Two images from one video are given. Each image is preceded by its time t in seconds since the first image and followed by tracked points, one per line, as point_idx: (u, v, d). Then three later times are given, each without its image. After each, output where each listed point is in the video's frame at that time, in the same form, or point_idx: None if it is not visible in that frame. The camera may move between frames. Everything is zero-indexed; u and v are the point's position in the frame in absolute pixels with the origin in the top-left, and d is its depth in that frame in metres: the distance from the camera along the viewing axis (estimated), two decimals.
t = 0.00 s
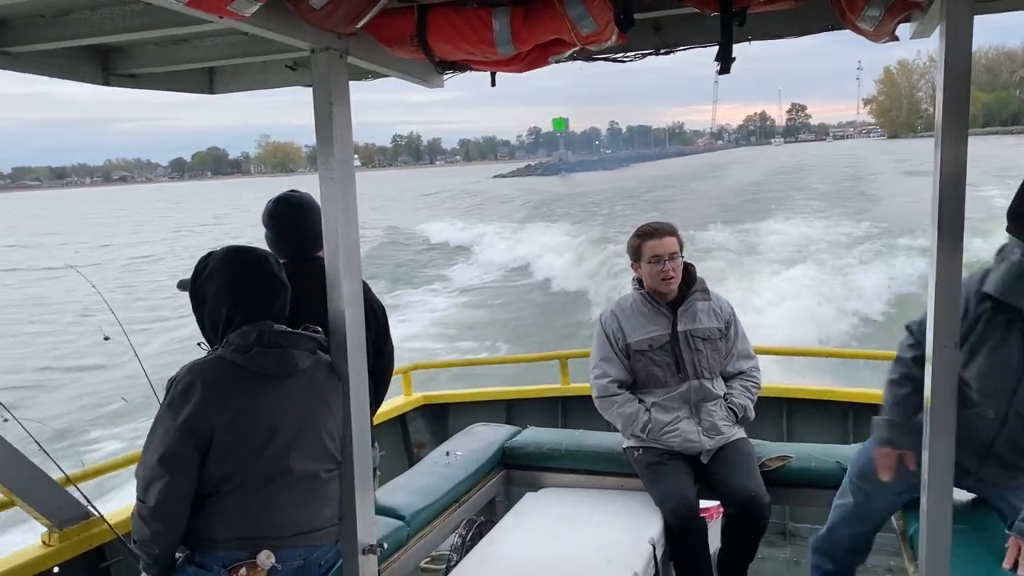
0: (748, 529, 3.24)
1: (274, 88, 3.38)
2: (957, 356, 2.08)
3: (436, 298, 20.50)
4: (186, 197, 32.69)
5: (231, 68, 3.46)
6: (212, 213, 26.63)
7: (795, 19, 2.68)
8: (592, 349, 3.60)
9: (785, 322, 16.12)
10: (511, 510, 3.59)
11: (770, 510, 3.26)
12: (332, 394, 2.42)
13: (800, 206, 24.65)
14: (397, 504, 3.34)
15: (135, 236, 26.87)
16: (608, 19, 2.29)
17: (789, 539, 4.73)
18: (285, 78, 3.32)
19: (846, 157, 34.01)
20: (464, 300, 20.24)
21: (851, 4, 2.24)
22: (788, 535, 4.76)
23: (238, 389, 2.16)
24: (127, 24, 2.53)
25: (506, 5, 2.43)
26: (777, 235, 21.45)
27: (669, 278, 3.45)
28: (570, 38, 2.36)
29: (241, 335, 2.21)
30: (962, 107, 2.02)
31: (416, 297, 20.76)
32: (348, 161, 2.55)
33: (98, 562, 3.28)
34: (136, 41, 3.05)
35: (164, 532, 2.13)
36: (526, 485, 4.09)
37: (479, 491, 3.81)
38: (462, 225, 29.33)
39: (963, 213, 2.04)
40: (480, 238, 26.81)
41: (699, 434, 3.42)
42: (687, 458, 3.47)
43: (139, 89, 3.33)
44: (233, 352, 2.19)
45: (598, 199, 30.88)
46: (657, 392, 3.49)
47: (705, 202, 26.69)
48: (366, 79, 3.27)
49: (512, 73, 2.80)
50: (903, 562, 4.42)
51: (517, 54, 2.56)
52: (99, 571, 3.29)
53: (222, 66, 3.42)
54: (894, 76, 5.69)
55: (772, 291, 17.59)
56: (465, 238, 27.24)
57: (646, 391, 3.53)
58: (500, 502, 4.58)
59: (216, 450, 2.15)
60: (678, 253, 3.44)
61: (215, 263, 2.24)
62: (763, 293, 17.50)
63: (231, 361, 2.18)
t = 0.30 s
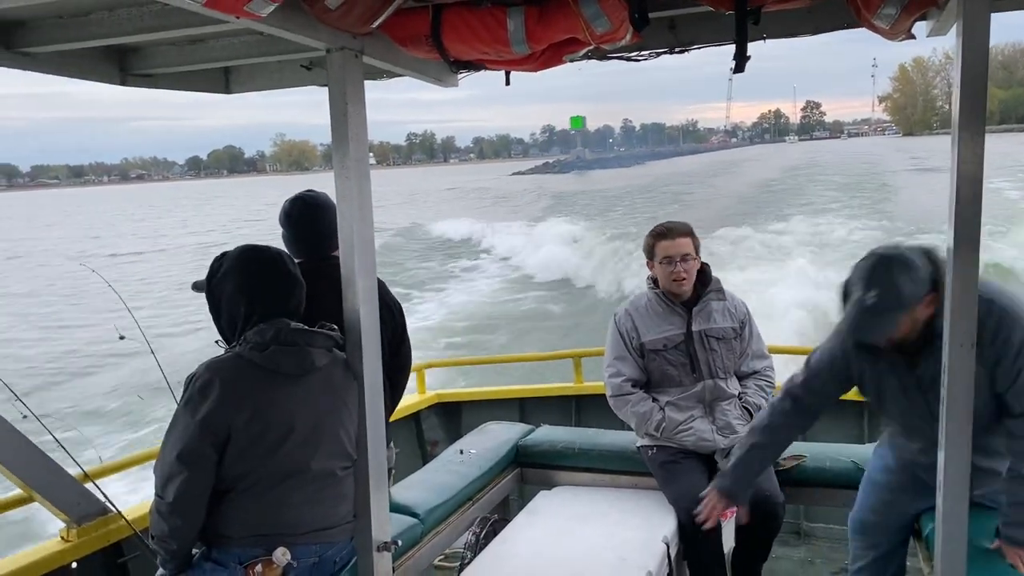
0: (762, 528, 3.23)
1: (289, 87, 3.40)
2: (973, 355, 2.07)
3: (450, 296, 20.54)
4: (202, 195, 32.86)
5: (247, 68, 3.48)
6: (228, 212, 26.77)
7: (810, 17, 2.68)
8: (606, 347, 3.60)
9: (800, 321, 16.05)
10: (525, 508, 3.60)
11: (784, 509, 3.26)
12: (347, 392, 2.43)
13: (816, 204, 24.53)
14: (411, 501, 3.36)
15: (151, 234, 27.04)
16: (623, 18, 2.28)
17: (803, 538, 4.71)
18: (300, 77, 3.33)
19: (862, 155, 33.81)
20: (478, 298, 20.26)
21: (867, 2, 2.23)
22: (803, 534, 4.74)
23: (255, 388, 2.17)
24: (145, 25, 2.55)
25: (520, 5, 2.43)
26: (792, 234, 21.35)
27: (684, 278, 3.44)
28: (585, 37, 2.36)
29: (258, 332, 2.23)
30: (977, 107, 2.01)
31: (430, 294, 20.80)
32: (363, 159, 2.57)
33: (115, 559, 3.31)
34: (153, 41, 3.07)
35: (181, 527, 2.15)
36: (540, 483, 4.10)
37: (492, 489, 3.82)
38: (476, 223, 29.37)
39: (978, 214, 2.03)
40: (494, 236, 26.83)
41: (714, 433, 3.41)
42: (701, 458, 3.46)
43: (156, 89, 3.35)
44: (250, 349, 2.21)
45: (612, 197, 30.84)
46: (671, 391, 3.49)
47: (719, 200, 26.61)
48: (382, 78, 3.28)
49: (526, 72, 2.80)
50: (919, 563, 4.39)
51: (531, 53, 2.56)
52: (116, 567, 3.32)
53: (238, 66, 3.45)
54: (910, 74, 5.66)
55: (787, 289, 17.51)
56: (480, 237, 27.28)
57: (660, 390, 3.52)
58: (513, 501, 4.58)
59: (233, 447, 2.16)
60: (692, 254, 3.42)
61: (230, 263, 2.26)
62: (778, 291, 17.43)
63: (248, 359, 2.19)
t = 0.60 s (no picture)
0: (774, 533, 3.21)
1: (303, 88, 3.40)
2: (989, 361, 2.05)
3: (464, 297, 20.56)
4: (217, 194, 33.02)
5: (261, 68, 3.49)
6: (244, 212, 26.90)
7: (825, 19, 2.66)
8: (620, 349, 3.58)
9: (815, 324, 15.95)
10: (536, 511, 3.59)
11: (797, 514, 3.24)
12: (359, 392, 2.44)
13: (831, 208, 24.40)
14: (422, 502, 3.36)
15: (168, 233, 27.21)
16: (637, 19, 2.27)
17: (816, 544, 4.68)
18: (314, 78, 3.33)
19: (878, 158, 33.64)
20: (491, 299, 20.26)
21: (884, 3, 2.21)
22: (815, 539, 4.70)
23: (269, 386, 2.17)
24: (161, 25, 2.57)
25: (533, 6, 2.43)
26: (807, 237, 21.24)
27: (697, 280, 3.42)
28: (598, 38, 2.35)
29: (273, 330, 2.23)
30: (994, 107, 1.99)
31: (443, 295, 20.82)
32: (376, 159, 2.57)
33: (127, 556, 3.32)
34: (169, 41, 3.08)
35: (194, 524, 2.15)
36: (551, 485, 4.09)
37: (503, 491, 3.81)
38: (490, 225, 29.38)
39: (996, 218, 2.00)
40: (508, 238, 26.83)
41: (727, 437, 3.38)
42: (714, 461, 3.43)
43: (171, 90, 3.37)
44: (266, 347, 2.21)
45: (627, 199, 30.79)
46: (684, 394, 3.46)
47: (734, 202, 26.51)
48: (396, 79, 3.28)
49: (539, 74, 2.79)
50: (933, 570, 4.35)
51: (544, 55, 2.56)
52: (128, 565, 3.34)
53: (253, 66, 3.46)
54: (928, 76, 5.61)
55: (802, 293, 17.42)
56: (494, 238, 27.30)
57: (673, 393, 3.49)
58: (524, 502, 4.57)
59: (246, 447, 2.17)
60: (701, 258, 3.39)
61: (237, 262, 2.26)
62: (792, 294, 17.35)
63: (265, 356, 2.19)
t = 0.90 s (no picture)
0: (792, 538, 3.19)
1: (326, 92, 3.43)
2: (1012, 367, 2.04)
3: (481, 301, 20.61)
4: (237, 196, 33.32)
5: (285, 72, 3.53)
6: (265, 214, 27.09)
7: (848, 25, 2.66)
8: (640, 352, 3.58)
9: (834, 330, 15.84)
10: (553, 514, 3.60)
11: (815, 520, 3.22)
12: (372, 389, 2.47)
13: (852, 214, 24.25)
14: (439, 502, 3.38)
15: (190, 234, 27.45)
16: (658, 24, 2.29)
17: (834, 550, 4.66)
18: (337, 83, 3.35)
19: (900, 165, 33.41)
20: (510, 303, 20.28)
21: (905, 8, 2.21)
22: (834, 546, 4.68)
23: (291, 381, 2.20)
24: (189, 28, 2.61)
25: (555, 10, 2.44)
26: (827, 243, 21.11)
27: (712, 287, 3.41)
28: (620, 42, 2.37)
29: (289, 329, 2.25)
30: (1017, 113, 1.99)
31: (461, 298, 20.87)
32: (399, 163, 2.59)
33: (149, 552, 3.36)
34: (196, 45, 3.12)
35: (218, 525, 2.18)
36: (568, 488, 4.10)
37: (521, 493, 3.83)
38: (509, 229, 29.42)
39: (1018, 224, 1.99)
40: (526, 242, 26.87)
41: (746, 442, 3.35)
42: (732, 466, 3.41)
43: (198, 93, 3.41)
44: (283, 345, 2.23)
45: (646, 204, 30.75)
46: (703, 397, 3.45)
47: (753, 208, 26.41)
48: (417, 83, 3.32)
49: (560, 78, 2.81)
50: None
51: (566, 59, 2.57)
52: (151, 562, 3.38)
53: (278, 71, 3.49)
54: (951, 82, 5.58)
55: (822, 299, 17.31)
56: (511, 242, 27.35)
57: (692, 398, 3.47)
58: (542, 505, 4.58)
59: (269, 446, 2.20)
60: (714, 265, 3.37)
61: (251, 262, 2.27)
62: (812, 301, 17.25)
63: (283, 355, 2.21)
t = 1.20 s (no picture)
0: (814, 546, 3.16)
1: (350, 97, 3.45)
2: None
3: (502, 306, 20.60)
4: (261, 199, 33.61)
5: (312, 76, 3.57)
6: (289, 217, 27.28)
7: (874, 29, 2.64)
8: (662, 358, 3.50)
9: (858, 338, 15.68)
10: (574, 518, 3.60)
11: (837, 528, 3.19)
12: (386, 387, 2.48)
13: (878, 222, 24.05)
14: (460, 506, 3.39)
15: (215, 235, 27.72)
16: (684, 28, 2.29)
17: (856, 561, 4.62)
18: (362, 87, 3.38)
19: (926, 173, 33.12)
20: (531, 308, 20.28)
21: (935, 13, 2.19)
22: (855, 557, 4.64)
23: (308, 378, 2.21)
24: (216, 32, 2.64)
25: (582, 13, 2.44)
26: (852, 251, 20.94)
27: (729, 299, 3.28)
28: (646, 46, 2.36)
29: (303, 327, 2.25)
30: None
31: (483, 302, 20.91)
32: (423, 167, 2.61)
33: (172, 551, 3.39)
34: (223, 49, 3.16)
35: (241, 524, 2.19)
36: (589, 494, 4.08)
37: (541, 498, 3.82)
38: (531, 233, 29.44)
39: None
40: (548, 247, 26.86)
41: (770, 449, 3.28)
42: (755, 474, 3.36)
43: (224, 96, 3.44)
44: (297, 343, 2.23)
45: (669, 210, 30.67)
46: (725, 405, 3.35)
47: (777, 215, 26.27)
48: (443, 87, 3.33)
49: (585, 82, 2.81)
50: None
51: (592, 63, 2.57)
52: (173, 561, 3.40)
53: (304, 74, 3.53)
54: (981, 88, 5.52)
55: (846, 306, 17.17)
56: (533, 246, 27.33)
57: (715, 405, 3.38)
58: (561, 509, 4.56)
59: (288, 443, 2.21)
60: (730, 277, 3.24)
61: (265, 262, 2.29)
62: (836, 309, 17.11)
63: (299, 353, 2.22)
